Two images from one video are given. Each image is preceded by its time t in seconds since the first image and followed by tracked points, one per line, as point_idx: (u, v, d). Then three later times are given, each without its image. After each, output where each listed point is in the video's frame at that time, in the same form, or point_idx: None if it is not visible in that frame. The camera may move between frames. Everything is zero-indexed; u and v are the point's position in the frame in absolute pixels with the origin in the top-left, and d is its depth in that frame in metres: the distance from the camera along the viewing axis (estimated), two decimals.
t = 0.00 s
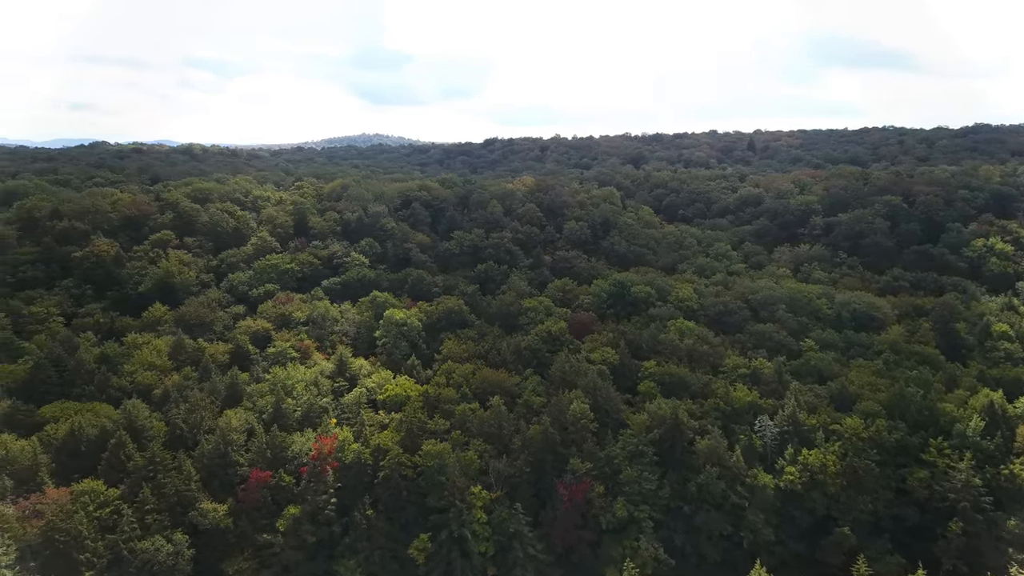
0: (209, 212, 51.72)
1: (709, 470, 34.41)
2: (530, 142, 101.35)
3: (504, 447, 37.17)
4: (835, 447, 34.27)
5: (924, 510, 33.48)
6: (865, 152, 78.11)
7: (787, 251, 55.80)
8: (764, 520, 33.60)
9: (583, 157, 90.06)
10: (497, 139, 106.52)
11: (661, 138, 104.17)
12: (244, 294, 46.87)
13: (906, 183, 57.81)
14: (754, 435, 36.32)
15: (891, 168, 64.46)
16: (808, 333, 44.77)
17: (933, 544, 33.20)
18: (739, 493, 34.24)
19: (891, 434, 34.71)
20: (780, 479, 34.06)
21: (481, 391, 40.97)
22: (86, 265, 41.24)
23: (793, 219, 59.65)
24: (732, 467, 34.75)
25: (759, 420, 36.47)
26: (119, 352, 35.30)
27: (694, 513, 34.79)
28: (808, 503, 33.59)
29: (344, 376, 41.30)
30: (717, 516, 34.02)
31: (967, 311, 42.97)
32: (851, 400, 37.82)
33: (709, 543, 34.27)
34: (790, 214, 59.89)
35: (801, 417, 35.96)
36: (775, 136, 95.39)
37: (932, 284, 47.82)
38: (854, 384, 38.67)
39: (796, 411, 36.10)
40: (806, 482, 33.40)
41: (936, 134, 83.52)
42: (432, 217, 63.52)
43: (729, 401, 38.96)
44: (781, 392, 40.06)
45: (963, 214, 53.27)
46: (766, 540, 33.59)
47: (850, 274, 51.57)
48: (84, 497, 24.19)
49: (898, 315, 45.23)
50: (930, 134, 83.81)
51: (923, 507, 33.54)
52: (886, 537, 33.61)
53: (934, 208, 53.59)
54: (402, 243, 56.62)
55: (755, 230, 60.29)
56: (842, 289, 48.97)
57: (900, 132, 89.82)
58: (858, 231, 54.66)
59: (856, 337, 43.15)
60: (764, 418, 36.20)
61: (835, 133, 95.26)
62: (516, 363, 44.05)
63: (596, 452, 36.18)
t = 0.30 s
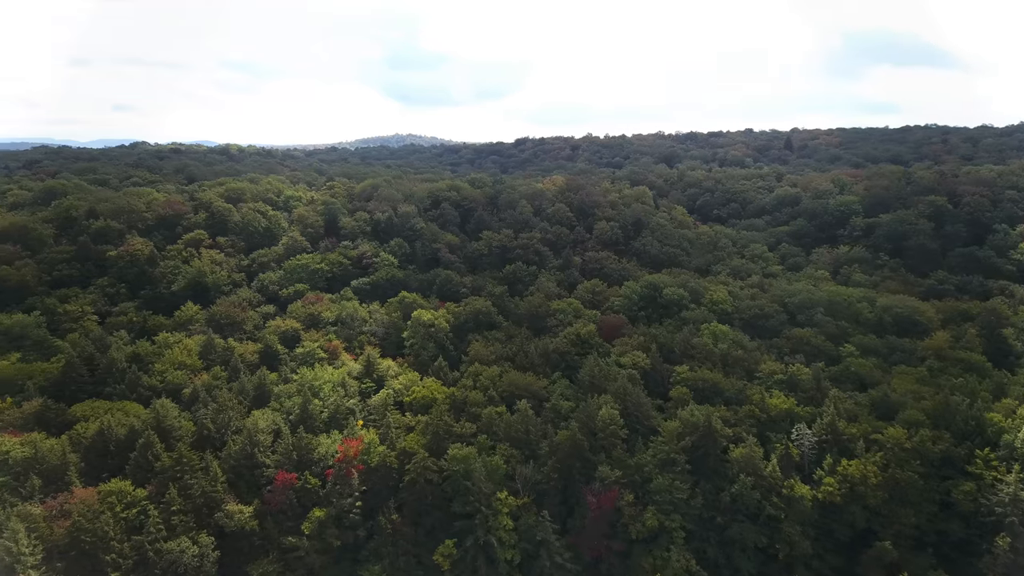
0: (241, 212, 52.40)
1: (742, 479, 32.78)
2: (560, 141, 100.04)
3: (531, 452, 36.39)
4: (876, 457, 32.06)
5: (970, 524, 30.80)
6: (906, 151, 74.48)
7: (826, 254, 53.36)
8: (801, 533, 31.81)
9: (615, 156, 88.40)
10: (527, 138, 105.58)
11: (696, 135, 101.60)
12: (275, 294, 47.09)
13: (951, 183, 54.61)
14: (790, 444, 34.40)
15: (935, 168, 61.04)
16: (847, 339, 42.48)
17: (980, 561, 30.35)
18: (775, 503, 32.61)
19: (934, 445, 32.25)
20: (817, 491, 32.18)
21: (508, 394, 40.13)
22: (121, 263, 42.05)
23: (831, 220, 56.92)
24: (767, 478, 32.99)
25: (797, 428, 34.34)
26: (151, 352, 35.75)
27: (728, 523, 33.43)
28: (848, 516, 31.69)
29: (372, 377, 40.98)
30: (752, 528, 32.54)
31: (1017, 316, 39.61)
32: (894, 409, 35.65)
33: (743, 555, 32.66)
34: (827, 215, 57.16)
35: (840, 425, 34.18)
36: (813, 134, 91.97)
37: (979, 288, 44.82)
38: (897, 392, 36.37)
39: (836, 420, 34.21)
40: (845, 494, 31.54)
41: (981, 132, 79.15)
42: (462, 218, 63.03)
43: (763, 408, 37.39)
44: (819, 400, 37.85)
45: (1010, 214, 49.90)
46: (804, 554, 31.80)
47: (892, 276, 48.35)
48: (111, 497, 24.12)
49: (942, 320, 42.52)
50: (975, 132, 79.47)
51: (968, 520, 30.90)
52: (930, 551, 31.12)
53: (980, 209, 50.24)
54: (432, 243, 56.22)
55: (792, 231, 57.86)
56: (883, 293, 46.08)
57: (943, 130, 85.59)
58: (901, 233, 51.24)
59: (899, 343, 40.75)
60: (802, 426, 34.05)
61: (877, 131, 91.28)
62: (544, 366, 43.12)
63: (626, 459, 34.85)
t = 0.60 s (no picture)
0: (269, 212, 52.76)
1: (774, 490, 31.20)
2: (588, 140, 98.60)
3: (556, 458, 35.43)
4: (915, 468, 30.19)
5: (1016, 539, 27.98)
6: (945, 150, 71.20)
7: (861, 255, 50.85)
8: (836, 546, 30.12)
9: (644, 155, 86.62)
10: (555, 138, 104.37)
11: (727, 135, 99.08)
12: (301, 294, 47.10)
13: (994, 183, 51.82)
14: (824, 453, 32.77)
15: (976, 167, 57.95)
16: (884, 344, 40.35)
17: None
18: (808, 514, 31.02)
19: (977, 456, 30.05)
20: (853, 502, 30.54)
21: (532, 397, 39.27)
22: (150, 262, 42.60)
23: (867, 221, 54.43)
24: (800, 488, 31.37)
25: (831, 437, 32.82)
26: (177, 352, 35.99)
27: (759, 535, 32.05)
28: (884, 529, 29.85)
29: (395, 379, 40.56)
30: (784, 539, 31.07)
31: None
32: (933, 417, 33.57)
33: (775, 569, 31.21)
34: (864, 215, 54.67)
35: (877, 433, 32.20)
36: (848, 132, 88.68)
37: None
38: (936, 399, 34.30)
39: (873, 428, 32.40)
40: (882, 507, 29.80)
41: None
42: (487, 218, 62.37)
43: (796, 415, 35.61)
44: (855, 408, 36.03)
45: None
46: (839, 569, 29.96)
47: (931, 280, 45.87)
48: (133, 499, 23.93)
49: (984, 324, 40.09)
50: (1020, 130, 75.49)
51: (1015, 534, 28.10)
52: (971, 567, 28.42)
53: None
54: (457, 243, 55.66)
55: (826, 232, 55.42)
56: (922, 296, 43.66)
57: (985, 127, 81.61)
58: (941, 234, 48.51)
59: (940, 348, 38.46)
60: (837, 435, 32.58)
61: (916, 129, 87.53)
62: (569, 370, 42.11)
63: (653, 467, 33.49)
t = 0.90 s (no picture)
0: (295, 212, 52.96)
1: (807, 501, 29.52)
2: (616, 139, 96.97)
3: (580, 465, 34.39)
4: (956, 479, 28.47)
5: None
6: (986, 149, 67.95)
7: (898, 257, 48.43)
8: (873, 561, 28.50)
9: (673, 154, 84.71)
10: (582, 137, 103.01)
11: (759, 133, 96.39)
12: (326, 294, 47.03)
13: None
14: (860, 463, 31.18)
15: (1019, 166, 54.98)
16: (924, 349, 38.04)
17: None
18: (843, 527, 29.28)
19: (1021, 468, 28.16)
20: (890, 514, 28.87)
21: (556, 402, 38.32)
22: (178, 261, 43.09)
23: (904, 221, 51.98)
24: (836, 500, 29.62)
25: (868, 446, 31.22)
26: (202, 351, 36.13)
27: (791, 548, 30.54)
28: (922, 543, 28.17)
29: (418, 381, 40.02)
30: (818, 553, 29.43)
31: None
32: (974, 428, 31.67)
33: None
34: (901, 216, 52.21)
35: (915, 443, 30.51)
36: (884, 130, 85.34)
37: None
38: (978, 408, 32.31)
39: (912, 437, 30.60)
40: (921, 520, 28.09)
41: None
42: (513, 218, 61.58)
43: (831, 423, 33.88)
44: (894, 416, 33.92)
45: None
46: None
47: (972, 283, 43.50)
48: (154, 500, 23.76)
49: None
50: None
51: None
52: None
53: None
54: (482, 244, 54.98)
55: (862, 234, 52.65)
56: (963, 300, 41.38)
57: None
58: (982, 235, 45.96)
59: (982, 354, 36.26)
60: (873, 444, 30.92)
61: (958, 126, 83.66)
62: (594, 374, 41.02)
63: (680, 476, 32.32)
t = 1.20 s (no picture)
0: (321, 212, 53.02)
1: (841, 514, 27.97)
2: (644, 138, 95.25)
3: (604, 472, 33.35)
4: (999, 492, 26.78)
5: None
6: None
7: (937, 259, 46.11)
8: None
9: (703, 153, 82.75)
10: (609, 136, 101.52)
11: (790, 132, 93.58)
12: (350, 294, 46.86)
13: None
14: (897, 474, 29.62)
15: None
16: (964, 356, 36.05)
17: None
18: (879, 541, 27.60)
19: None
20: (929, 529, 27.18)
21: (580, 407, 37.34)
22: (205, 261, 43.45)
23: (944, 222, 49.56)
24: (870, 515, 27.91)
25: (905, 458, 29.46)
26: (227, 351, 36.21)
27: (824, 562, 29.15)
28: (963, 559, 26.50)
29: (440, 383, 39.44)
30: (852, 568, 28.06)
31: None
32: (1019, 438, 29.69)
33: None
34: (940, 217, 49.81)
35: (955, 453, 28.71)
36: (921, 128, 81.95)
37: None
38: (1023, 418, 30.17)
39: (951, 447, 28.81)
40: (963, 535, 26.37)
41: None
42: (538, 218, 60.70)
43: (866, 432, 32.19)
44: (932, 426, 32.26)
45: None
46: None
47: (1016, 287, 41.15)
48: (175, 502, 23.56)
49: None
50: None
51: None
52: None
53: None
54: (506, 244, 54.22)
55: (898, 235, 50.49)
56: (1007, 305, 39.14)
57: None
58: None
59: None
60: (911, 455, 29.28)
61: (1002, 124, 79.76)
62: (619, 378, 39.90)
63: (708, 485, 31.09)
